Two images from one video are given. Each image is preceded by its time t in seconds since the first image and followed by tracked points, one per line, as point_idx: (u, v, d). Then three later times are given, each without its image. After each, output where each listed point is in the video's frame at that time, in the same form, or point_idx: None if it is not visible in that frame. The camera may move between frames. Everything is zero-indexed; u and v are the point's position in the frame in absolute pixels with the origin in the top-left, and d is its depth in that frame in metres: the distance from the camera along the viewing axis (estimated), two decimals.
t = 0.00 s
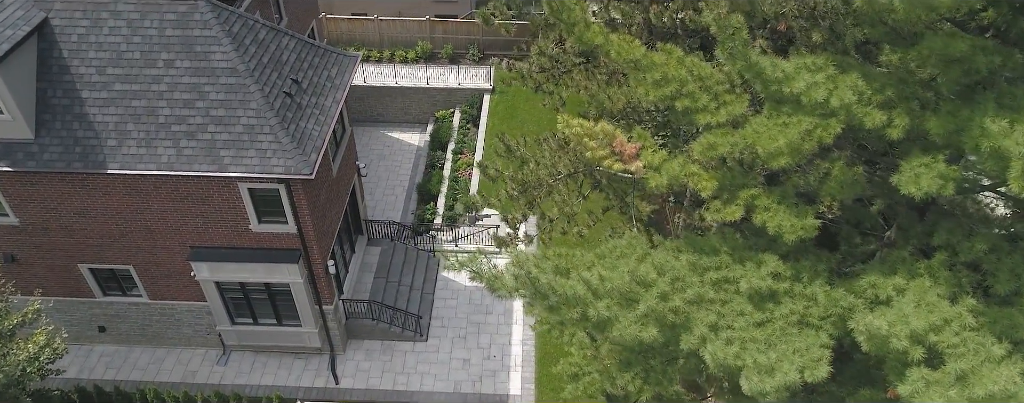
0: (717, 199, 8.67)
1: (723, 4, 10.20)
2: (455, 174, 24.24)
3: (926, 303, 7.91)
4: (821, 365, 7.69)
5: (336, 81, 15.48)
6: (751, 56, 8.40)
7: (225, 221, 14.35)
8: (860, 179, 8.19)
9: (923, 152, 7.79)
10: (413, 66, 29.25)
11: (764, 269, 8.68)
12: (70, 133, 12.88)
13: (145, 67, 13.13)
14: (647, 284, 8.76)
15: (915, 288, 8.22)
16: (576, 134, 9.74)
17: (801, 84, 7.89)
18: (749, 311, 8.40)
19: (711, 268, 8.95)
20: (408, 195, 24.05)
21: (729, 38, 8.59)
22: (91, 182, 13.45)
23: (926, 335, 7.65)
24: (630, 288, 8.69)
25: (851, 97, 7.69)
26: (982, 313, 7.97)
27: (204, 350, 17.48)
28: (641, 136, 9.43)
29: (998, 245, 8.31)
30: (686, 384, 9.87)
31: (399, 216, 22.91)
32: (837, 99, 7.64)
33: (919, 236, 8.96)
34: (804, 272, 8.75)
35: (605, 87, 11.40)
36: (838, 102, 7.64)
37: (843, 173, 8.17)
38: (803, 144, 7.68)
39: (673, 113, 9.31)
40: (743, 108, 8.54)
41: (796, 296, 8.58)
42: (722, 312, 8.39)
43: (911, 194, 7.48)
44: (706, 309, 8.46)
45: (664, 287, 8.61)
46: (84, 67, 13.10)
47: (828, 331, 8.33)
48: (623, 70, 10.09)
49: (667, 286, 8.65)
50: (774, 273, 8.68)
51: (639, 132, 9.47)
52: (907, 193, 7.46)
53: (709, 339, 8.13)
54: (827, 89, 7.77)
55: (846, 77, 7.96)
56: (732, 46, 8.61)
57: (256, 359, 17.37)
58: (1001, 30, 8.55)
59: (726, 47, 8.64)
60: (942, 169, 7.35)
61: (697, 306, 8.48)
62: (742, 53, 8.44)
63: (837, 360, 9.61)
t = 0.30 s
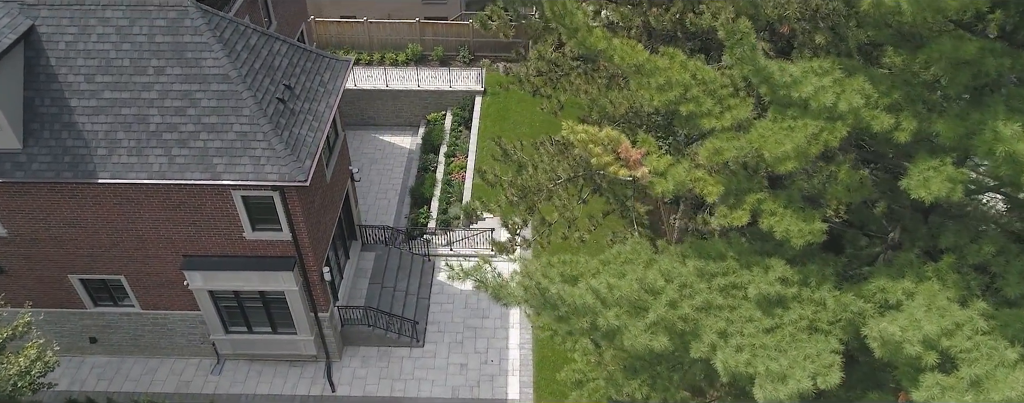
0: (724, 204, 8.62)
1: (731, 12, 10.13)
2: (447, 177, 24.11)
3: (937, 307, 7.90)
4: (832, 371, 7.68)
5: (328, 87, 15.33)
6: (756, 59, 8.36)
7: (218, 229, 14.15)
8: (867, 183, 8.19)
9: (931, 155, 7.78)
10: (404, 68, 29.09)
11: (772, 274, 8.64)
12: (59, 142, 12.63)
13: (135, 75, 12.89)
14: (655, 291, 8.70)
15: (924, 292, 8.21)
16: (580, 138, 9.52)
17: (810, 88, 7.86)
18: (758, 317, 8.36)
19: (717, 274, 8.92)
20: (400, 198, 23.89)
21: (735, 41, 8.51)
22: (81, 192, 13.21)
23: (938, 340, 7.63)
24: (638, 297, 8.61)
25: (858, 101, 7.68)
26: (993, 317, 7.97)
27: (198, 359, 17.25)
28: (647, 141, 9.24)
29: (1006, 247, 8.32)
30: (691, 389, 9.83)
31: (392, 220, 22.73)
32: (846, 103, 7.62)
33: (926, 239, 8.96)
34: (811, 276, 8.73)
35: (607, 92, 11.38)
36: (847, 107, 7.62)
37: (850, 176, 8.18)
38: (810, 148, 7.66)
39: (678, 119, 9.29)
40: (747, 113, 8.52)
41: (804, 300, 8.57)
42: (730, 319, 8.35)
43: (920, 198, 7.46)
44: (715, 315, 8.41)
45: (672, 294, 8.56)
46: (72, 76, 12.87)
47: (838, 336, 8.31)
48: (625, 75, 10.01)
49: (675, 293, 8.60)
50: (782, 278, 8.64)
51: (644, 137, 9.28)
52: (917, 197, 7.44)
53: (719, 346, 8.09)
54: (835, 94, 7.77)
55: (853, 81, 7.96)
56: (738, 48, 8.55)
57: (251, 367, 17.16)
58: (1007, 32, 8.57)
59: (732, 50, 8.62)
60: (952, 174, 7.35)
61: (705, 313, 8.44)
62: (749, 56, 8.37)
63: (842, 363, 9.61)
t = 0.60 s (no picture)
0: (730, 209, 8.68)
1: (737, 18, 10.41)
2: (439, 180, 24.00)
3: (946, 310, 7.93)
4: (844, 376, 7.65)
5: (320, 92, 15.17)
6: (763, 62, 8.38)
7: (211, 238, 13.95)
8: (872, 186, 8.29)
9: (938, 157, 7.85)
10: (393, 71, 28.91)
11: (780, 279, 8.67)
12: (46, 153, 12.38)
13: (123, 83, 12.66)
14: (664, 299, 8.66)
15: (932, 294, 8.25)
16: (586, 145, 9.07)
17: (817, 92, 7.97)
18: (767, 323, 8.37)
19: (724, 279, 8.93)
20: (392, 203, 23.72)
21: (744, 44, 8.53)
22: (69, 203, 12.97)
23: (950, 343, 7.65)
24: (648, 305, 8.56)
25: (865, 105, 7.74)
26: (1003, 318, 8.01)
27: (190, 370, 17.01)
28: (651, 148, 9.26)
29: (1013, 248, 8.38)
30: (696, 394, 9.80)
31: (384, 224, 22.57)
32: (853, 107, 7.71)
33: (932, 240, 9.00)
34: (817, 281, 8.76)
35: (607, 96, 11.33)
36: (855, 110, 7.70)
37: (855, 179, 8.31)
38: (816, 151, 7.75)
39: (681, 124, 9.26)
40: (752, 116, 8.58)
41: (812, 304, 8.58)
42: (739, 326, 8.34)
43: (929, 201, 7.54)
44: (723, 321, 8.44)
45: (681, 302, 8.52)
46: (59, 85, 12.62)
47: (846, 340, 8.30)
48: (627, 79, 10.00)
49: (684, 300, 8.57)
50: (789, 283, 8.66)
51: (647, 143, 9.29)
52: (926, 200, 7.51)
53: (729, 352, 8.07)
54: (842, 97, 7.86)
55: (859, 84, 8.04)
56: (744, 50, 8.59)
57: (245, 377, 16.93)
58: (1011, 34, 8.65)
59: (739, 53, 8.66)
60: (961, 176, 7.43)
61: (712, 319, 8.42)
62: (755, 58, 8.39)
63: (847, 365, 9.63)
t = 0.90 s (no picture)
0: (737, 215, 8.75)
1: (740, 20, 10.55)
2: (430, 184, 23.86)
3: (955, 312, 7.94)
4: (855, 380, 7.64)
5: (310, 98, 15.01)
6: (769, 65, 8.43)
7: (202, 247, 13.72)
8: (876, 188, 8.41)
9: (941, 158, 8.09)
10: (381, 74, 28.70)
11: (786, 282, 8.72)
12: (32, 164, 12.11)
13: (110, 92, 12.41)
14: (672, 306, 8.63)
15: (940, 296, 8.25)
16: (590, 152, 8.93)
17: (823, 95, 7.92)
18: (775, 327, 8.44)
19: (731, 284, 8.97)
20: (383, 207, 23.52)
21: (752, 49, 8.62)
22: (56, 215, 12.72)
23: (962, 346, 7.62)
24: (656, 312, 8.49)
25: (871, 108, 7.72)
26: (1012, 320, 8.01)
27: (183, 381, 16.74)
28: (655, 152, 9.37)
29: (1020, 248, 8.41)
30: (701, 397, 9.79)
31: (375, 229, 22.37)
32: (860, 111, 7.69)
33: (934, 240, 9.16)
34: (824, 283, 8.84)
35: (606, 100, 11.36)
36: (862, 114, 7.69)
37: (859, 180, 8.32)
38: (821, 154, 7.78)
39: (686, 128, 9.32)
40: (755, 119, 8.62)
41: (819, 308, 8.64)
42: (747, 332, 8.37)
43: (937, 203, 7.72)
44: (732, 327, 8.46)
45: (689, 309, 8.48)
46: (44, 94, 12.35)
47: (854, 343, 8.40)
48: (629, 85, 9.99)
49: (692, 307, 8.55)
50: (796, 285, 8.73)
51: (650, 148, 9.42)
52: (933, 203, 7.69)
53: (738, 358, 8.05)
54: (849, 100, 7.84)
55: (864, 87, 8.01)
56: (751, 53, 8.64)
57: (238, 387, 16.69)
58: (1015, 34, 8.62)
59: (744, 56, 8.75)
60: (968, 178, 7.57)
61: (720, 325, 8.42)
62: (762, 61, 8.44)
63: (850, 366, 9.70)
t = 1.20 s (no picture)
0: (741, 219, 8.70)
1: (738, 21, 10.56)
2: (419, 188, 23.71)
3: (963, 312, 8.02)
4: (866, 383, 7.70)
5: (298, 105, 14.83)
6: (775, 69, 8.58)
7: (192, 258, 13.48)
8: (880, 190, 8.51)
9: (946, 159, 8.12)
10: (367, 78, 28.45)
11: (792, 285, 8.79)
12: (15, 177, 11.82)
13: (95, 102, 12.15)
14: (680, 311, 8.60)
15: (947, 296, 8.33)
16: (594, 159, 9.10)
17: (830, 98, 7.98)
18: (783, 330, 8.47)
19: (737, 288, 9.02)
20: (372, 212, 23.31)
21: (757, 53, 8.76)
22: (41, 228, 12.43)
23: (971, 346, 7.71)
24: (665, 318, 8.46)
25: (876, 110, 7.82)
26: (1019, 318, 8.10)
27: (173, 394, 16.45)
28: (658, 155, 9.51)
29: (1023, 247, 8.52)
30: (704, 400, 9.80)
31: (364, 235, 22.15)
32: (866, 112, 7.76)
33: (937, 242, 9.16)
34: (830, 285, 8.87)
35: (603, 105, 11.35)
36: (867, 115, 7.76)
37: (863, 181, 8.53)
38: (824, 156, 7.87)
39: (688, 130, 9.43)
40: (756, 122, 8.74)
41: (825, 310, 8.71)
42: (756, 337, 8.38)
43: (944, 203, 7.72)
44: (740, 332, 8.48)
45: (698, 315, 8.47)
46: (26, 106, 12.06)
47: (861, 344, 8.46)
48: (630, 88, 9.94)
49: (700, 312, 8.52)
50: (803, 288, 8.79)
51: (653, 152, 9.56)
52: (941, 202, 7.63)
53: (748, 363, 8.02)
54: (855, 103, 7.88)
55: (869, 89, 8.10)
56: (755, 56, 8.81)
57: (230, 398, 16.44)
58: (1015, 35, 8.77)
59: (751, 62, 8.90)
60: (973, 178, 7.67)
61: (728, 330, 8.45)
62: (769, 66, 8.60)
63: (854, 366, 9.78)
